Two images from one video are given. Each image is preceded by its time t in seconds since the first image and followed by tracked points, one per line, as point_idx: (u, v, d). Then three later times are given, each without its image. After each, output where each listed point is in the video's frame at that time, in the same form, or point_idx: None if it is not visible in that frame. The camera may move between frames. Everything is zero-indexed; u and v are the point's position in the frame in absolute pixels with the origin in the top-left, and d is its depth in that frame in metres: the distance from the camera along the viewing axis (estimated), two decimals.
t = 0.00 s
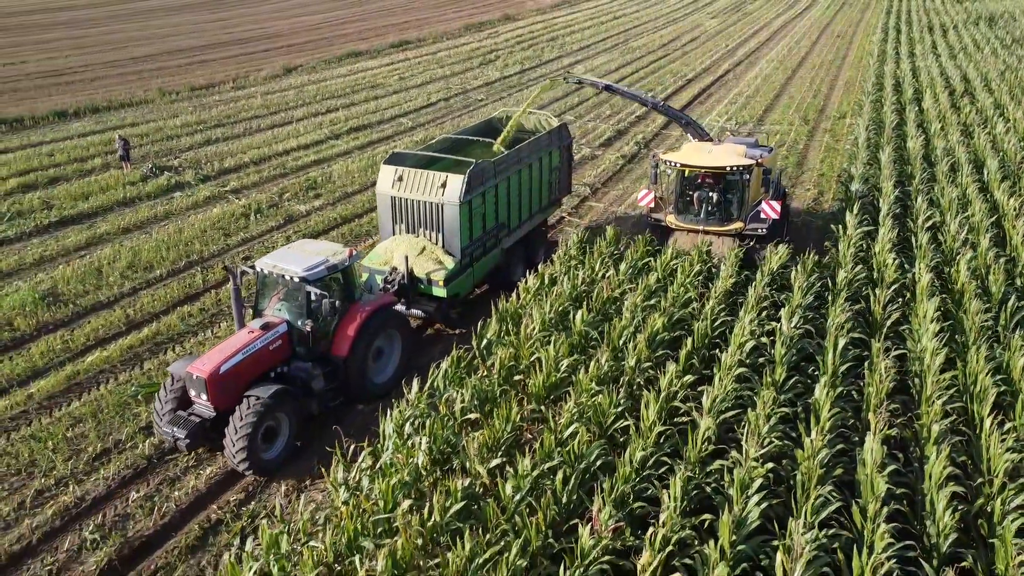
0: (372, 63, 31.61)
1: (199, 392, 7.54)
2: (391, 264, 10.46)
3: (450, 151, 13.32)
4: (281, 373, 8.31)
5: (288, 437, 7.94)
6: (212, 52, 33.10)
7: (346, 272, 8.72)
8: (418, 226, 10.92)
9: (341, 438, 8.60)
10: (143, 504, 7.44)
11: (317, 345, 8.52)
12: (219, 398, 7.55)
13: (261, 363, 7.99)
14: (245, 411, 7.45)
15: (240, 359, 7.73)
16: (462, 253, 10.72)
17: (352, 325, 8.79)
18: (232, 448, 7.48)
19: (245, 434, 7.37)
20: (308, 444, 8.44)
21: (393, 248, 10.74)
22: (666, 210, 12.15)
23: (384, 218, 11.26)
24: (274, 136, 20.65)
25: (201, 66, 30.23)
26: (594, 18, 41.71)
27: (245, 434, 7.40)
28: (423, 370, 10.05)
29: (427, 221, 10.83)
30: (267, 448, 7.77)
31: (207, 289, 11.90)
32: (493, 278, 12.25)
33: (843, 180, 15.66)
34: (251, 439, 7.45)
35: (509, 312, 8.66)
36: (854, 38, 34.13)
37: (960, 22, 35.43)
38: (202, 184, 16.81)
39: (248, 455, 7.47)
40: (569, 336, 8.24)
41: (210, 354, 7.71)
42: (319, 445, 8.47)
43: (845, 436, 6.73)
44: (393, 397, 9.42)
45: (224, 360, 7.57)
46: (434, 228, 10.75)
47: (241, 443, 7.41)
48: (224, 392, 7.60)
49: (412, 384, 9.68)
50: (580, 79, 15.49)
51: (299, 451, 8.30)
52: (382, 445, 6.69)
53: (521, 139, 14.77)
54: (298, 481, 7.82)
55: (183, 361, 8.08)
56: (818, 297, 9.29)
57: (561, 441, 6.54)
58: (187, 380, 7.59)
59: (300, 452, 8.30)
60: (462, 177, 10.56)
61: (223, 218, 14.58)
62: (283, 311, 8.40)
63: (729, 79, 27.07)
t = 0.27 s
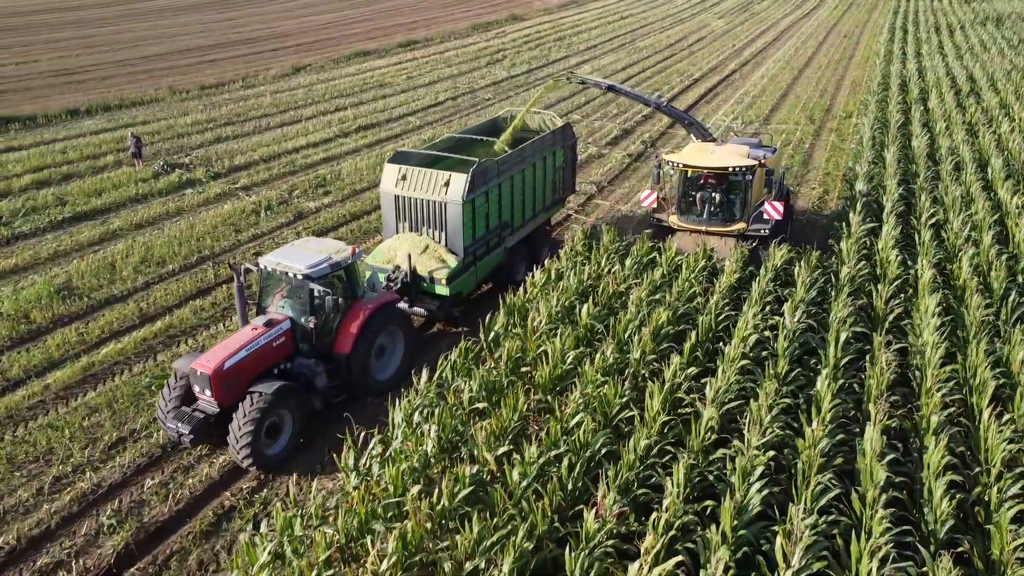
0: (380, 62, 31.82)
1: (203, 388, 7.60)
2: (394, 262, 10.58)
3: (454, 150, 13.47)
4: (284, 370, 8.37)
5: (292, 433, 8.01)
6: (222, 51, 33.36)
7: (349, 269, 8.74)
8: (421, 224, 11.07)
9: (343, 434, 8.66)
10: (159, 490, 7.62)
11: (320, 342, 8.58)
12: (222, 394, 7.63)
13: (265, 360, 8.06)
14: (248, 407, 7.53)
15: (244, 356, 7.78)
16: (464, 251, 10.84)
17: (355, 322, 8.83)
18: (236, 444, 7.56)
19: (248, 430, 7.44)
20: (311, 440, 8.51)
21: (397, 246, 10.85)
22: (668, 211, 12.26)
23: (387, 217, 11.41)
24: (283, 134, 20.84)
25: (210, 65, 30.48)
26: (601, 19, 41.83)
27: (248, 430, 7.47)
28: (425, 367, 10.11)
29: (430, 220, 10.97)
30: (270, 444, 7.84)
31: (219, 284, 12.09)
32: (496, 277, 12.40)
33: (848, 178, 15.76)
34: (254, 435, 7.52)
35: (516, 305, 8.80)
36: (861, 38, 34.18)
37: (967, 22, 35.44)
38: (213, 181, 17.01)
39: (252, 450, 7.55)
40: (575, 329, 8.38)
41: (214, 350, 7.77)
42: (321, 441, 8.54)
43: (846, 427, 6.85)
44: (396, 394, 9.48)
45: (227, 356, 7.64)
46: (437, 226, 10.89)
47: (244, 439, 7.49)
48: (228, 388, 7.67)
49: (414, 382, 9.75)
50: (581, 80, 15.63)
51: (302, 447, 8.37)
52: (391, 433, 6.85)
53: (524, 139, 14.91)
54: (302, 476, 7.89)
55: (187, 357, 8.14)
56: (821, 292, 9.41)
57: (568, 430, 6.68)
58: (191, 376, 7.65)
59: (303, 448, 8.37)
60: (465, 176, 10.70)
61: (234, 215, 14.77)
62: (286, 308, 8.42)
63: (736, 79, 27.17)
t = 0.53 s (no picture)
0: (386, 61, 32.01)
1: (205, 384, 7.73)
2: (396, 260, 10.72)
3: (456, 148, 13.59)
4: (286, 366, 8.46)
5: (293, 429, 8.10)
6: (229, 50, 33.57)
7: (349, 266, 8.83)
8: (422, 222, 11.19)
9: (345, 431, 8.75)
10: (172, 477, 7.79)
11: (322, 339, 8.65)
12: (225, 390, 7.76)
13: (266, 356, 8.17)
14: (250, 403, 7.63)
15: (246, 352, 7.88)
16: (465, 249, 10.98)
17: (356, 318, 8.90)
18: (238, 439, 7.65)
19: (250, 426, 7.54)
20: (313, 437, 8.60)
21: (399, 244, 10.97)
22: (670, 210, 12.38)
23: (390, 215, 11.54)
24: (290, 133, 21.02)
25: (218, 64, 30.70)
26: (606, 18, 41.95)
27: (250, 426, 7.56)
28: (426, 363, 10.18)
29: (432, 218, 11.09)
30: (272, 440, 7.93)
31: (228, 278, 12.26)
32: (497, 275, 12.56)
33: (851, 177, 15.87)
34: (256, 431, 7.61)
35: (521, 299, 8.96)
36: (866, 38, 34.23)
37: (972, 22, 35.45)
38: (221, 178, 17.20)
39: (254, 446, 7.64)
40: (580, 322, 8.53)
41: (216, 347, 7.88)
42: (323, 436, 8.63)
43: (845, 417, 6.98)
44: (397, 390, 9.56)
45: (229, 353, 7.76)
46: (438, 224, 11.02)
47: (247, 435, 7.59)
48: (230, 384, 7.79)
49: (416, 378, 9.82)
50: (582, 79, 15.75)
51: (304, 443, 8.46)
52: (400, 421, 7.02)
53: (524, 138, 15.04)
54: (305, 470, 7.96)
55: (190, 353, 8.25)
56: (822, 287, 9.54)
57: (572, 419, 6.83)
58: (193, 372, 7.78)
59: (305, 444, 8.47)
60: (467, 174, 10.83)
61: (242, 211, 14.95)
62: (287, 305, 8.52)
63: (740, 78, 27.27)
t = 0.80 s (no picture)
0: (390, 60, 32.20)
1: (206, 380, 7.77)
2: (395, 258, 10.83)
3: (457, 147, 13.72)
4: (287, 362, 8.52)
5: (294, 425, 8.16)
6: (235, 50, 33.79)
7: (349, 263, 8.89)
8: (423, 220, 11.33)
9: (344, 427, 8.84)
10: (183, 466, 7.95)
11: (321, 335, 8.71)
12: (226, 385, 7.79)
13: (267, 353, 8.22)
14: (251, 399, 7.66)
15: (246, 348, 7.93)
16: (464, 248, 11.12)
17: (355, 315, 8.94)
18: (239, 435, 7.69)
19: (251, 422, 7.57)
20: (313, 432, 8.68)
21: (399, 242, 11.08)
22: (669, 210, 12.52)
23: (390, 213, 11.69)
24: (296, 131, 21.20)
25: (224, 63, 30.90)
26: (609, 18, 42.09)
27: (251, 422, 7.60)
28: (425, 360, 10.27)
29: (432, 216, 11.23)
30: (272, 436, 7.98)
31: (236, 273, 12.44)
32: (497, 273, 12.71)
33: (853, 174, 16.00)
34: (257, 426, 7.65)
35: (526, 292, 9.10)
36: (869, 38, 34.33)
37: (975, 22, 35.51)
38: (228, 176, 17.37)
39: (255, 442, 7.68)
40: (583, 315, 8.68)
41: (217, 343, 7.93)
42: (322, 432, 8.71)
43: (843, 407, 7.12)
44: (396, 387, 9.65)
45: (230, 350, 7.81)
46: (438, 223, 11.15)
47: (248, 431, 7.63)
48: (231, 380, 7.83)
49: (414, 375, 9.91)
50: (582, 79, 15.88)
51: (304, 439, 8.53)
52: (408, 409, 7.18)
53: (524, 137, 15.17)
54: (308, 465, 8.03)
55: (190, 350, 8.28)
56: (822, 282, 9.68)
57: (576, 408, 6.98)
58: (194, 369, 7.81)
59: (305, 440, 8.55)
60: (466, 173, 10.96)
61: (249, 208, 15.12)
62: (287, 302, 8.59)
63: (743, 77, 27.40)
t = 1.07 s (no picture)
0: (394, 60, 32.36)
1: (207, 377, 7.84)
2: (395, 256, 10.96)
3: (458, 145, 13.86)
4: (287, 360, 8.61)
5: (294, 421, 8.24)
6: (240, 49, 33.99)
7: (348, 261, 9.00)
8: (422, 218, 11.48)
9: (344, 422, 8.96)
10: (194, 455, 8.11)
11: (321, 332, 8.83)
12: (226, 382, 7.86)
13: (267, 350, 8.31)
14: (252, 396, 7.72)
15: (247, 346, 8.00)
16: (464, 246, 11.26)
17: (355, 312, 9.07)
18: (239, 432, 7.75)
19: (251, 419, 7.63)
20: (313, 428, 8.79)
21: (398, 240, 11.21)
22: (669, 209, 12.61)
23: (390, 211, 11.84)
24: (301, 129, 21.36)
25: (229, 62, 31.10)
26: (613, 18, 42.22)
27: (252, 419, 7.66)
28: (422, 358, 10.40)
29: (431, 214, 11.38)
30: (273, 432, 8.06)
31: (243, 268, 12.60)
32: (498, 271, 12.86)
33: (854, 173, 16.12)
34: (258, 423, 7.71)
35: (529, 286, 9.25)
36: (872, 38, 34.41)
37: (978, 22, 35.58)
38: (234, 173, 17.54)
39: (256, 438, 7.73)
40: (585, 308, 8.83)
41: (218, 341, 8.00)
42: (322, 428, 8.82)
43: (841, 397, 7.26)
44: (394, 384, 9.78)
45: (230, 347, 7.87)
46: (438, 221, 11.30)
47: (248, 427, 7.68)
48: (231, 377, 7.89)
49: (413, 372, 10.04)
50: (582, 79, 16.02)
51: (304, 435, 8.63)
52: (414, 398, 7.34)
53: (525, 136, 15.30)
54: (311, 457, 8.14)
55: (190, 348, 8.36)
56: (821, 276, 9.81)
57: (578, 397, 7.13)
58: (195, 366, 7.87)
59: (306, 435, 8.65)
60: (465, 171, 11.09)
61: (256, 204, 15.29)
62: (287, 300, 8.70)
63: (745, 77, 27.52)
